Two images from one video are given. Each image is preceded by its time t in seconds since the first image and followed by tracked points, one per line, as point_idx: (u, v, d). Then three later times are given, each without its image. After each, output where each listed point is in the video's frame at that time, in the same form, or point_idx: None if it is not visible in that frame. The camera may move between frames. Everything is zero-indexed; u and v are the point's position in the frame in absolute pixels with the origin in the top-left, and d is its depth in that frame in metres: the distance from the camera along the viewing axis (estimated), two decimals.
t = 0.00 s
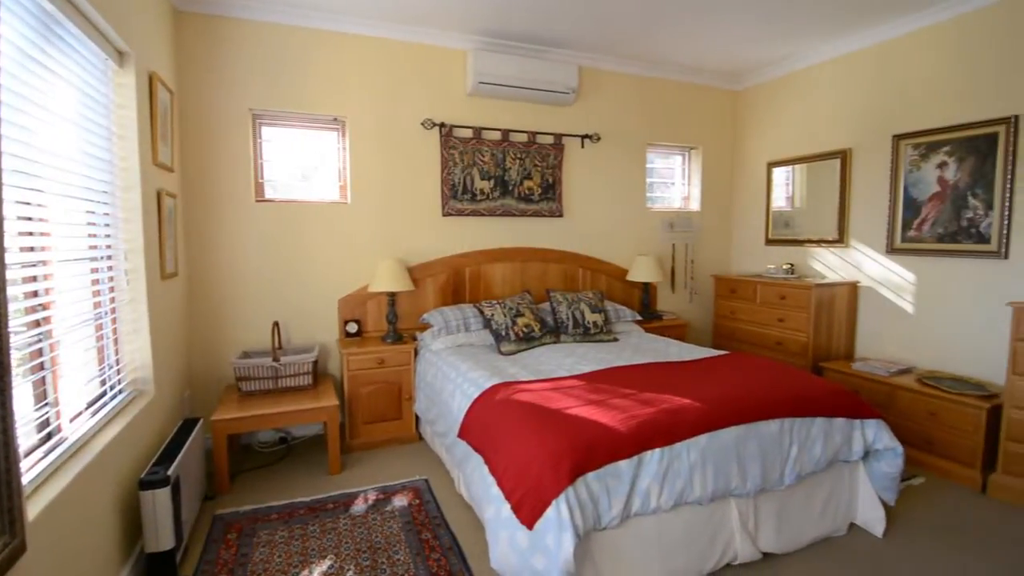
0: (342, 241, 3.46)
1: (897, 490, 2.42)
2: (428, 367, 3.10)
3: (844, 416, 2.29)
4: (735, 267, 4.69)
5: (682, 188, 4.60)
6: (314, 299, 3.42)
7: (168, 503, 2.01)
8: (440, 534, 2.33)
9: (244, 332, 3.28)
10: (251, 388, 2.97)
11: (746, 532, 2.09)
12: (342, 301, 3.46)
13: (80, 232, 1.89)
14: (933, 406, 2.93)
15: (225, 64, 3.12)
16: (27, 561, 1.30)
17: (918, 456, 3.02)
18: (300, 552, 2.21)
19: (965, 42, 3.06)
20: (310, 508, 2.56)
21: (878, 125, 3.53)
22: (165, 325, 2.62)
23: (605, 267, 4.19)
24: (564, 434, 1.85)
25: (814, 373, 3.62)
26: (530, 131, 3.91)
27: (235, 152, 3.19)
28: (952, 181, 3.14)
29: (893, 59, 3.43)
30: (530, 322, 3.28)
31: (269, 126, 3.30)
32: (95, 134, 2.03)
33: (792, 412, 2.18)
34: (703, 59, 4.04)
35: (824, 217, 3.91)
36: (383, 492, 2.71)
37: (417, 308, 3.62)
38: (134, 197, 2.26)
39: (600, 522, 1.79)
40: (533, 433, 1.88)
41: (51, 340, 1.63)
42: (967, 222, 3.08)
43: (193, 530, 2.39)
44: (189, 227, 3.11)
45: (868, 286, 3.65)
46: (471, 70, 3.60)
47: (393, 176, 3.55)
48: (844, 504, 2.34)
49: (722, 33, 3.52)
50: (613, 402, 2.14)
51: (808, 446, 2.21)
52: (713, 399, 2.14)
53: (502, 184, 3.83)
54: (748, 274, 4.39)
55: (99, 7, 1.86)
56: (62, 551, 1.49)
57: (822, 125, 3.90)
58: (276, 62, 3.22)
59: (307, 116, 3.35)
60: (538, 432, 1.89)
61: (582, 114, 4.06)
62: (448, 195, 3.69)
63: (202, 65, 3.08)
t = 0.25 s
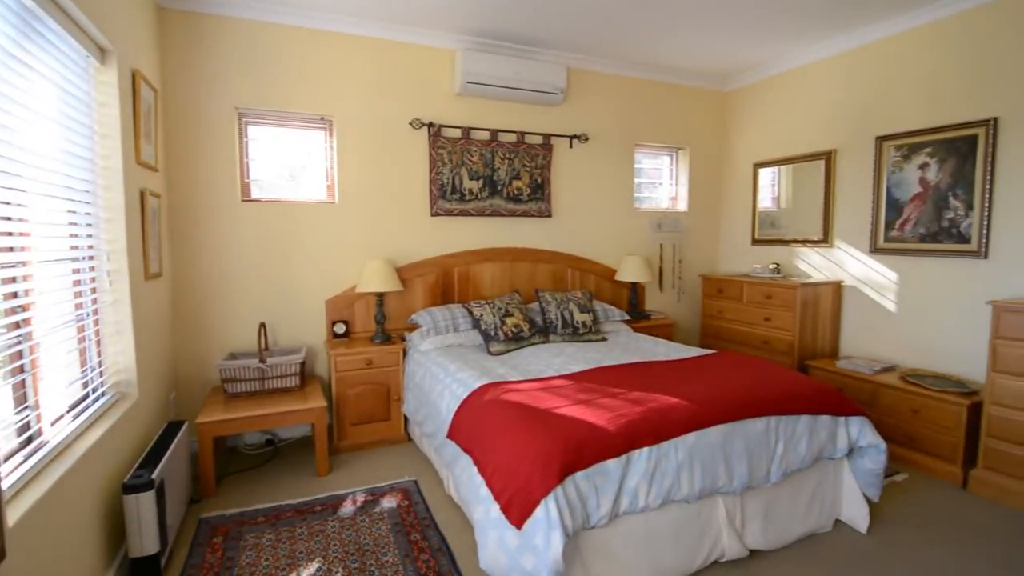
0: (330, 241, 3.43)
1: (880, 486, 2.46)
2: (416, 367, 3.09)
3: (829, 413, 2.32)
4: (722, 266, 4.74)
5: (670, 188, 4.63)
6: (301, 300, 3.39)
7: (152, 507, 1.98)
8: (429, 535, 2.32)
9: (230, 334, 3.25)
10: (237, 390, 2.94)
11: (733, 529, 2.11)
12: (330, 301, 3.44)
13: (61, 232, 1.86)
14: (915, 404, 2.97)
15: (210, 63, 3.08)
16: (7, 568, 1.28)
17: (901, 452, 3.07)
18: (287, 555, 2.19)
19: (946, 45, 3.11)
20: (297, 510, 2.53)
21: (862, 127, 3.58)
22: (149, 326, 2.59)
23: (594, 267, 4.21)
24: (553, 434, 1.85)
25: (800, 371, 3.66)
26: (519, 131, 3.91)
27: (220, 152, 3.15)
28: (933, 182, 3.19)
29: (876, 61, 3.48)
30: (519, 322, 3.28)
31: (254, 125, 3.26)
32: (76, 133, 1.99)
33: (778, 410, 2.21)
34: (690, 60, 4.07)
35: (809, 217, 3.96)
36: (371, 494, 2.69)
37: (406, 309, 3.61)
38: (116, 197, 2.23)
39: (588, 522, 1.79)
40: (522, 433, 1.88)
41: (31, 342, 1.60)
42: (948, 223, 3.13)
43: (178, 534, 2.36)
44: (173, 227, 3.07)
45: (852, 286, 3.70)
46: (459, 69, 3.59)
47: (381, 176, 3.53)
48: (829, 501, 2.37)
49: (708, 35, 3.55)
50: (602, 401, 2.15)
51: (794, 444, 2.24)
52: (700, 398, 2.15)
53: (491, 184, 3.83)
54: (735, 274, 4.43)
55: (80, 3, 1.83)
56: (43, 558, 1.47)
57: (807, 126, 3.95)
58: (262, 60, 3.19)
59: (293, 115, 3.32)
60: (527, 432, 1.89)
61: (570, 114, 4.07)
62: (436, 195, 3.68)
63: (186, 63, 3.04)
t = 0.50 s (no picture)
0: (318, 241, 3.41)
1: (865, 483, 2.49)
2: (405, 368, 3.08)
3: (814, 411, 2.35)
4: (710, 266, 4.77)
5: (658, 189, 4.65)
6: (288, 301, 3.36)
7: (136, 511, 1.96)
8: (419, 536, 2.32)
9: (216, 335, 3.21)
10: (223, 392, 2.91)
11: (721, 527, 2.12)
12: (318, 302, 3.41)
13: (43, 232, 1.82)
14: (899, 401, 3.02)
15: (195, 60, 3.05)
16: None
17: (885, 449, 3.11)
18: (275, 558, 2.17)
19: (928, 48, 3.17)
20: (285, 512, 2.51)
21: (846, 129, 3.63)
22: (133, 327, 2.55)
23: (583, 267, 4.22)
24: (542, 433, 1.85)
25: (786, 370, 3.70)
26: (508, 131, 3.91)
27: (206, 150, 3.11)
28: (916, 183, 3.25)
29: (860, 63, 3.53)
30: (508, 322, 3.28)
31: (241, 124, 3.23)
32: (58, 131, 1.96)
33: (765, 408, 2.23)
34: (678, 62, 4.10)
35: (795, 217, 4.00)
36: (360, 495, 2.68)
37: (395, 309, 3.59)
38: (99, 196, 2.19)
39: (578, 521, 1.79)
40: (511, 433, 1.88)
41: (12, 344, 1.57)
42: (930, 223, 3.19)
43: (163, 538, 2.33)
44: (157, 227, 3.03)
45: (837, 285, 3.75)
46: (448, 69, 3.58)
47: (369, 175, 3.52)
48: (815, 497, 2.39)
49: (696, 37, 3.58)
50: (591, 400, 2.16)
51: (780, 442, 2.26)
52: (689, 397, 2.17)
53: (480, 184, 3.83)
54: (722, 274, 4.47)
55: None
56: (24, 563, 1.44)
57: (793, 127, 3.99)
58: (248, 58, 3.16)
59: (280, 114, 3.29)
60: (516, 432, 1.89)
61: (559, 114, 4.08)
62: (425, 195, 3.67)
63: (171, 61, 3.00)
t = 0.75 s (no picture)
0: (306, 241, 3.38)
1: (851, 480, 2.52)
2: (395, 369, 3.06)
3: (801, 410, 2.38)
4: (698, 266, 4.81)
5: (647, 189, 4.68)
6: (276, 301, 3.33)
7: (120, 515, 1.93)
8: (408, 537, 2.31)
9: (202, 336, 3.18)
10: (209, 394, 2.88)
11: (709, 525, 2.14)
12: (306, 303, 3.38)
13: (24, 232, 1.79)
14: (883, 399, 3.06)
15: (181, 58, 3.01)
16: None
17: (869, 446, 3.16)
18: (262, 561, 2.15)
19: (911, 52, 3.22)
20: (273, 515, 2.49)
21: (831, 131, 3.68)
22: (117, 329, 2.51)
23: (572, 267, 4.23)
24: (532, 433, 1.85)
25: (773, 368, 3.74)
26: (497, 131, 3.91)
27: (192, 149, 3.08)
28: (899, 184, 3.30)
29: (845, 66, 3.57)
30: (498, 322, 3.28)
31: (228, 123, 3.20)
32: (40, 129, 1.93)
33: (752, 407, 2.25)
34: (666, 63, 4.13)
35: (781, 217, 4.05)
36: (349, 497, 2.66)
37: (384, 310, 3.58)
38: (81, 196, 2.16)
39: (567, 521, 1.80)
40: (501, 433, 1.88)
41: None
42: (913, 223, 3.24)
43: (148, 542, 2.29)
44: (142, 227, 2.99)
45: (823, 285, 3.80)
46: (437, 69, 3.57)
47: (358, 175, 3.50)
48: (801, 495, 2.42)
49: (684, 38, 3.60)
50: (580, 400, 2.16)
51: (767, 440, 2.28)
52: (677, 396, 2.18)
53: (469, 184, 3.82)
54: (710, 274, 4.50)
55: None
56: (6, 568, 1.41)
57: (780, 129, 4.04)
58: (235, 57, 3.13)
59: (268, 113, 3.27)
60: (506, 432, 1.89)
61: (548, 115, 4.08)
62: (415, 195, 3.66)
63: (156, 58, 2.96)
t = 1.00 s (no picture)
0: (295, 241, 3.36)
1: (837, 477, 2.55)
2: (384, 369, 3.05)
3: (788, 408, 2.40)
4: (687, 266, 4.84)
5: (637, 189, 4.70)
6: (264, 302, 3.30)
7: (106, 519, 1.90)
8: (399, 539, 2.30)
9: (189, 337, 3.14)
10: (197, 396, 2.85)
11: (698, 523, 2.15)
12: (295, 303, 3.36)
13: (6, 233, 1.76)
14: (869, 397, 3.10)
15: (167, 56, 2.98)
16: None
17: (856, 444, 3.19)
18: (251, 564, 2.13)
19: (895, 54, 3.27)
20: (262, 517, 2.47)
21: (818, 132, 3.72)
22: (102, 330, 2.48)
23: (563, 267, 4.24)
24: (522, 433, 1.85)
25: (761, 367, 3.77)
26: (487, 131, 3.91)
27: (178, 148, 3.04)
28: (884, 185, 3.34)
29: (831, 68, 3.62)
30: (488, 322, 3.28)
31: (215, 122, 3.17)
32: (23, 128, 1.89)
33: (740, 405, 2.27)
34: (655, 64, 4.15)
35: (769, 217, 4.09)
36: (339, 499, 2.64)
37: (374, 310, 3.56)
38: (65, 195, 2.12)
39: (558, 520, 1.80)
40: (491, 433, 1.88)
41: None
42: (898, 223, 3.28)
43: (134, 546, 2.26)
44: (127, 227, 2.95)
45: (810, 284, 3.84)
46: (427, 68, 3.56)
47: (347, 175, 3.48)
48: (789, 492, 2.44)
49: (673, 39, 3.63)
50: (571, 400, 2.17)
51: (755, 438, 2.30)
52: (667, 395, 2.19)
53: (459, 184, 3.81)
54: (699, 273, 4.53)
55: None
56: None
57: (767, 130, 4.07)
58: (221, 55, 3.09)
59: (256, 112, 3.24)
60: (496, 432, 1.89)
61: (538, 115, 4.09)
62: (404, 195, 3.64)
63: (141, 56, 2.92)
